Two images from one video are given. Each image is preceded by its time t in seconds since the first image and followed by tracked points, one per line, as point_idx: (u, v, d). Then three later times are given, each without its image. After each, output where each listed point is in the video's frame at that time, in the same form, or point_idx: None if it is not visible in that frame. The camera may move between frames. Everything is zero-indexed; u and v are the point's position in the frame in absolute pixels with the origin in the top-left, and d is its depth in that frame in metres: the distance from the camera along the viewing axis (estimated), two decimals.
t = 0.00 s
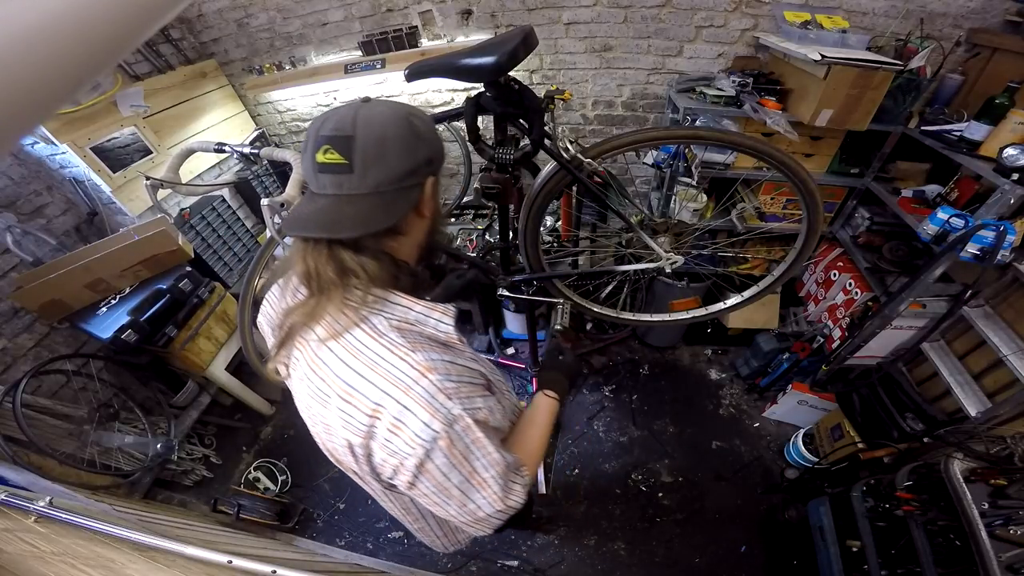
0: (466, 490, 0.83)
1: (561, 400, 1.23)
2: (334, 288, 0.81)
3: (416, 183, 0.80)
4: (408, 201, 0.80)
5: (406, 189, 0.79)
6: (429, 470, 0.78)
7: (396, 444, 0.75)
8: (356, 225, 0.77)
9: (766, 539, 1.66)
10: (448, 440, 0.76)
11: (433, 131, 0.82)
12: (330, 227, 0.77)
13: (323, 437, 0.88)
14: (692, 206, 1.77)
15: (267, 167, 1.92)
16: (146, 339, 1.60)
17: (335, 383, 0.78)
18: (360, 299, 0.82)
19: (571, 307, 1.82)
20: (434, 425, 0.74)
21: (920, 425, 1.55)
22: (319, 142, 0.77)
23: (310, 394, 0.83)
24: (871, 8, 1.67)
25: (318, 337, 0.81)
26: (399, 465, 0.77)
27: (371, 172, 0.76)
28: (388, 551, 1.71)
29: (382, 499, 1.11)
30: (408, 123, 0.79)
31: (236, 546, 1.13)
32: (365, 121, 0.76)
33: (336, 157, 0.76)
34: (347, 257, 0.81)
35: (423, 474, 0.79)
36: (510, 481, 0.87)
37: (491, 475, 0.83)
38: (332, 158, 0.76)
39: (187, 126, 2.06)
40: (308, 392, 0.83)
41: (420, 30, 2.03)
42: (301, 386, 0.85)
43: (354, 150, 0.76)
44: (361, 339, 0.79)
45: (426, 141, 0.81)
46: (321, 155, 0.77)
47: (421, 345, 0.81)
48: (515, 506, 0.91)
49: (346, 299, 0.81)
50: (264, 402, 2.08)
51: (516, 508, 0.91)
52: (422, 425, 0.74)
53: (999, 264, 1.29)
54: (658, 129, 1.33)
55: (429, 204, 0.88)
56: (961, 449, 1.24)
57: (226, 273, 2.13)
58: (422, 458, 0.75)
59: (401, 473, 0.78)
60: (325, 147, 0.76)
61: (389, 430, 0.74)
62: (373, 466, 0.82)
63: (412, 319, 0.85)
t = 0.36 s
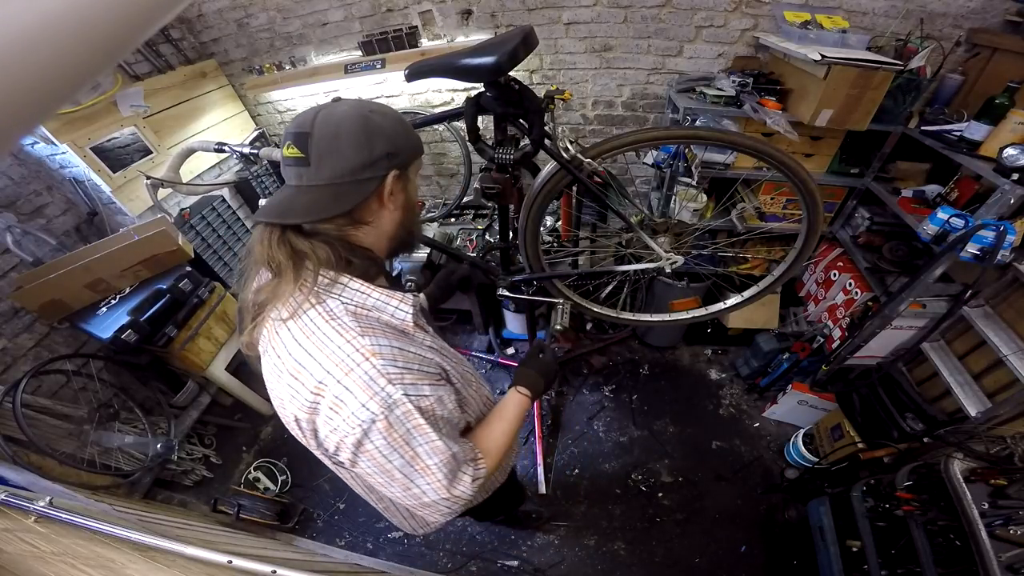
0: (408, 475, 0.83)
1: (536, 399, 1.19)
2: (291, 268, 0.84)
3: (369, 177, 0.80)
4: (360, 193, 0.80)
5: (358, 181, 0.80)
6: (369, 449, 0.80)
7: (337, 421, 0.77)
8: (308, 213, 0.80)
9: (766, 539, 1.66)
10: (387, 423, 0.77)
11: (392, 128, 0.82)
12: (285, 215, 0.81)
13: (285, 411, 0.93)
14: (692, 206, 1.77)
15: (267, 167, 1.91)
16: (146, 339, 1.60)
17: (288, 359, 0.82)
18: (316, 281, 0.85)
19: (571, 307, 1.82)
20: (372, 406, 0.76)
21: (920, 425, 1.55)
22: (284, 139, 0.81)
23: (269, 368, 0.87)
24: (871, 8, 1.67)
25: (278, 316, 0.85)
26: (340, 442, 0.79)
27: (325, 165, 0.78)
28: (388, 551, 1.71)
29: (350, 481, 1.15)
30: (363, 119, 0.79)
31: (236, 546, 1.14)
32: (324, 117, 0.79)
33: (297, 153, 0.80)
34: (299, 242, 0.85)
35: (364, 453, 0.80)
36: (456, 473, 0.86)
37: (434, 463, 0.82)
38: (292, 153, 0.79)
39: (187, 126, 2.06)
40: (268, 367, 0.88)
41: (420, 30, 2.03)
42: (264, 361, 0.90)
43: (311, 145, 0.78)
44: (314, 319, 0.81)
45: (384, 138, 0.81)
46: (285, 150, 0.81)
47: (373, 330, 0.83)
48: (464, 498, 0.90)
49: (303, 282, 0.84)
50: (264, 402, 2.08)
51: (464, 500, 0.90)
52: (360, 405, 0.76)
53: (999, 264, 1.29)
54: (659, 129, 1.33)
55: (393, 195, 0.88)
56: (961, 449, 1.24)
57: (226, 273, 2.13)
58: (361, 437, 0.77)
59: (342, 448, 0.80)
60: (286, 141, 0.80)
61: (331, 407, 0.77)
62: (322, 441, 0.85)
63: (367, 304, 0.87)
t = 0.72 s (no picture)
0: (386, 475, 0.85)
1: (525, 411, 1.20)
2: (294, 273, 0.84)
3: (374, 181, 0.80)
4: (365, 196, 0.80)
5: (363, 185, 0.80)
6: (349, 451, 0.81)
7: (319, 424, 0.79)
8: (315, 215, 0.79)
9: (766, 539, 1.66)
10: (369, 429, 0.78)
11: (394, 131, 0.82)
12: (290, 219, 0.79)
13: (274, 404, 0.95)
14: (692, 206, 1.77)
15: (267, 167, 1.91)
16: (146, 339, 1.60)
17: (278, 358, 0.83)
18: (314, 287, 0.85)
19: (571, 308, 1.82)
20: (355, 412, 0.77)
21: (920, 425, 1.55)
22: (287, 142, 0.80)
23: (258, 364, 0.89)
24: (871, 8, 1.67)
25: (273, 317, 0.86)
26: (320, 440, 0.81)
27: (332, 169, 0.78)
28: (388, 551, 1.71)
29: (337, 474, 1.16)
30: (368, 124, 0.79)
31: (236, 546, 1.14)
32: (328, 121, 0.78)
33: (301, 155, 0.79)
34: (305, 246, 0.84)
35: (344, 453, 0.82)
36: (434, 476, 0.88)
37: (412, 467, 0.84)
38: (297, 157, 0.79)
39: (187, 126, 2.06)
40: (258, 363, 0.89)
41: (420, 30, 2.03)
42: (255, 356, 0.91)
43: (316, 149, 0.78)
44: (308, 324, 0.83)
45: (388, 142, 0.81)
46: (288, 154, 0.80)
47: (363, 338, 0.83)
48: (440, 500, 0.92)
49: (303, 288, 0.84)
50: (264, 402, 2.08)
51: (440, 501, 0.92)
52: (344, 410, 0.77)
53: (999, 264, 1.29)
54: (659, 129, 1.33)
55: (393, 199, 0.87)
56: (961, 449, 1.24)
57: (226, 273, 2.13)
58: (343, 440, 0.79)
59: (323, 446, 0.82)
60: (291, 145, 0.79)
61: (316, 410, 0.79)
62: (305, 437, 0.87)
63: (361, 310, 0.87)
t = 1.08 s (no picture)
0: (399, 480, 0.87)
1: (525, 409, 1.22)
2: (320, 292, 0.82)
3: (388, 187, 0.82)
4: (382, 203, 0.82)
5: (380, 192, 0.81)
6: (364, 458, 0.82)
7: (334, 434, 0.79)
8: (341, 229, 0.78)
9: (766, 539, 1.66)
10: (383, 436, 0.79)
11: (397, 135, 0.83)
12: (317, 236, 0.78)
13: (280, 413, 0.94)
14: (692, 206, 1.77)
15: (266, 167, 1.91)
16: (146, 339, 1.60)
17: (288, 370, 0.82)
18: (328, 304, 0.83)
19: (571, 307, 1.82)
20: (369, 421, 0.78)
21: (920, 425, 1.55)
22: (294, 153, 0.74)
23: (265, 375, 0.87)
24: (871, 8, 1.67)
25: (280, 330, 0.84)
26: (334, 449, 0.81)
27: (351, 180, 0.77)
28: (388, 551, 1.71)
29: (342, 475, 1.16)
30: (376, 131, 0.79)
31: (236, 546, 1.13)
32: (338, 130, 0.75)
33: (315, 167, 0.75)
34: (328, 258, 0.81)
35: (357, 461, 0.83)
36: (446, 478, 0.91)
37: (424, 470, 0.86)
38: (312, 170, 0.75)
39: (187, 126, 2.06)
40: (264, 373, 0.87)
41: (420, 30, 2.03)
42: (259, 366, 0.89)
43: (332, 161, 0.75)
44: (317, 335, 0.81)
45: (394, 147, 0.82)
46: (296, 166, 0.75)
47: (372, 346, 0.83)
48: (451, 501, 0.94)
49: (322, 309, 0.82)
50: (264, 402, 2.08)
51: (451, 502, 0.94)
52: (358, 420, 0.77)
53: (999, 264, 1.29)
54: (658, 129, 1.33)
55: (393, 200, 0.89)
56: (961, 449, 1.24)
57: (226, 273, 2.13)
58: (358, 448, 0.80)
59: (336, 454, 0.82)
60: (301, 156, 0.74)
61: (329, 421, 0.79)
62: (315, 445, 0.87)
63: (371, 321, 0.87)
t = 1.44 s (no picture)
0: (443, 475, 0.87)
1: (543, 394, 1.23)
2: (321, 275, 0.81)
3: (383, 176, 0.81)
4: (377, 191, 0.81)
5: (375, 181, 0.80)
6: (408, 455, 0.81)
7: (377, 430, 0.77)
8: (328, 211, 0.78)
9: (766, 539, 1.66)
10: (426, 425, 0.80)
11: (398, 130, 0.84)
12: (305, 218, 0.77)
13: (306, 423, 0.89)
14: (692, 206, 1.78)
15: (266, 167, 1.90)
16: (146, 339, 1.60)
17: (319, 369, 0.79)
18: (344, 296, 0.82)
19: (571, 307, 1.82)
20: (413, 410, 0.77)
21: (920, 425, 1.55)
22: (292, 143, 0.78)
23: (293, 380, 0.83)
24: (871, 8, 1.67)
25: (302, 327, 0.81)
26: (377, 449, 0.79)
27: (342, 167, 0.77)
28: (388, 551, 1.71)
29: (360, 482, 1.14)
30: (374, 122, 0.80)
31: (236, 546, 1.13)
32: (334, 120, 0.78)
33: (308, 154, 0.77)
34: (322, 244, 0.81)
35: (402, 459, 0.82)
36: (488, 467, 0.92)
37: (467, 460, 0.88)
38: (304, 156, 0.77)
39: (187, 127, 2.06)
40: (289, 379, 0.83)
41: (420, 30, 2.03)
42: (282, 372, 0.85)
43: (325, 147, 0.77)
44: (345, 329, 0.79)
45: (393, 138, 0.83)
46: (292, 154, 0.78)
47: (400, 334, 0.83)
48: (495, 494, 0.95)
49: (330, 292, 0.81)
50: (264, 402, 2.08)
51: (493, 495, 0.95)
52: (402, 410, 0.77)
53: (999, 264, 1.29)
54: (658, 129, 1.33)
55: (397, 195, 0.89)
56: (961, 449, 1.24)
57: (226, 273, 2.13)
58: (402, 443, 0.79)
59: (379, 455, 0.80)
60: (297, 144, 0.77)
61: (369, 416, 0.77)
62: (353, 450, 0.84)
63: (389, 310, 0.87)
